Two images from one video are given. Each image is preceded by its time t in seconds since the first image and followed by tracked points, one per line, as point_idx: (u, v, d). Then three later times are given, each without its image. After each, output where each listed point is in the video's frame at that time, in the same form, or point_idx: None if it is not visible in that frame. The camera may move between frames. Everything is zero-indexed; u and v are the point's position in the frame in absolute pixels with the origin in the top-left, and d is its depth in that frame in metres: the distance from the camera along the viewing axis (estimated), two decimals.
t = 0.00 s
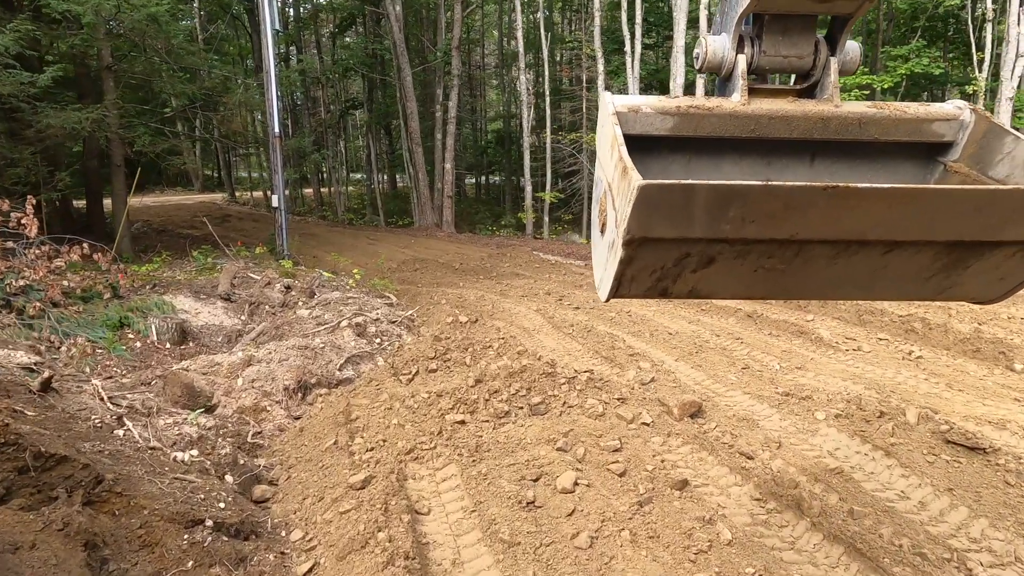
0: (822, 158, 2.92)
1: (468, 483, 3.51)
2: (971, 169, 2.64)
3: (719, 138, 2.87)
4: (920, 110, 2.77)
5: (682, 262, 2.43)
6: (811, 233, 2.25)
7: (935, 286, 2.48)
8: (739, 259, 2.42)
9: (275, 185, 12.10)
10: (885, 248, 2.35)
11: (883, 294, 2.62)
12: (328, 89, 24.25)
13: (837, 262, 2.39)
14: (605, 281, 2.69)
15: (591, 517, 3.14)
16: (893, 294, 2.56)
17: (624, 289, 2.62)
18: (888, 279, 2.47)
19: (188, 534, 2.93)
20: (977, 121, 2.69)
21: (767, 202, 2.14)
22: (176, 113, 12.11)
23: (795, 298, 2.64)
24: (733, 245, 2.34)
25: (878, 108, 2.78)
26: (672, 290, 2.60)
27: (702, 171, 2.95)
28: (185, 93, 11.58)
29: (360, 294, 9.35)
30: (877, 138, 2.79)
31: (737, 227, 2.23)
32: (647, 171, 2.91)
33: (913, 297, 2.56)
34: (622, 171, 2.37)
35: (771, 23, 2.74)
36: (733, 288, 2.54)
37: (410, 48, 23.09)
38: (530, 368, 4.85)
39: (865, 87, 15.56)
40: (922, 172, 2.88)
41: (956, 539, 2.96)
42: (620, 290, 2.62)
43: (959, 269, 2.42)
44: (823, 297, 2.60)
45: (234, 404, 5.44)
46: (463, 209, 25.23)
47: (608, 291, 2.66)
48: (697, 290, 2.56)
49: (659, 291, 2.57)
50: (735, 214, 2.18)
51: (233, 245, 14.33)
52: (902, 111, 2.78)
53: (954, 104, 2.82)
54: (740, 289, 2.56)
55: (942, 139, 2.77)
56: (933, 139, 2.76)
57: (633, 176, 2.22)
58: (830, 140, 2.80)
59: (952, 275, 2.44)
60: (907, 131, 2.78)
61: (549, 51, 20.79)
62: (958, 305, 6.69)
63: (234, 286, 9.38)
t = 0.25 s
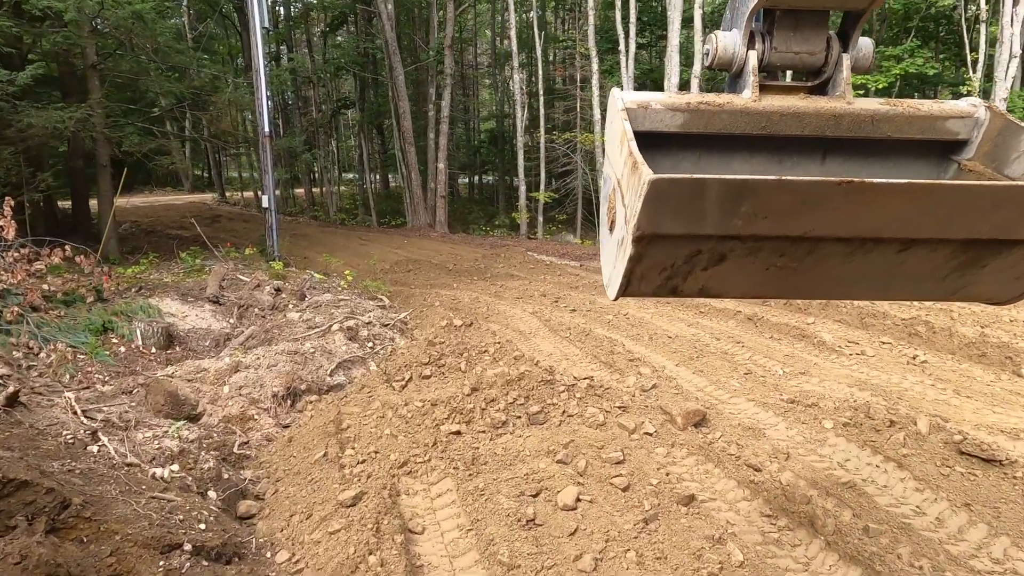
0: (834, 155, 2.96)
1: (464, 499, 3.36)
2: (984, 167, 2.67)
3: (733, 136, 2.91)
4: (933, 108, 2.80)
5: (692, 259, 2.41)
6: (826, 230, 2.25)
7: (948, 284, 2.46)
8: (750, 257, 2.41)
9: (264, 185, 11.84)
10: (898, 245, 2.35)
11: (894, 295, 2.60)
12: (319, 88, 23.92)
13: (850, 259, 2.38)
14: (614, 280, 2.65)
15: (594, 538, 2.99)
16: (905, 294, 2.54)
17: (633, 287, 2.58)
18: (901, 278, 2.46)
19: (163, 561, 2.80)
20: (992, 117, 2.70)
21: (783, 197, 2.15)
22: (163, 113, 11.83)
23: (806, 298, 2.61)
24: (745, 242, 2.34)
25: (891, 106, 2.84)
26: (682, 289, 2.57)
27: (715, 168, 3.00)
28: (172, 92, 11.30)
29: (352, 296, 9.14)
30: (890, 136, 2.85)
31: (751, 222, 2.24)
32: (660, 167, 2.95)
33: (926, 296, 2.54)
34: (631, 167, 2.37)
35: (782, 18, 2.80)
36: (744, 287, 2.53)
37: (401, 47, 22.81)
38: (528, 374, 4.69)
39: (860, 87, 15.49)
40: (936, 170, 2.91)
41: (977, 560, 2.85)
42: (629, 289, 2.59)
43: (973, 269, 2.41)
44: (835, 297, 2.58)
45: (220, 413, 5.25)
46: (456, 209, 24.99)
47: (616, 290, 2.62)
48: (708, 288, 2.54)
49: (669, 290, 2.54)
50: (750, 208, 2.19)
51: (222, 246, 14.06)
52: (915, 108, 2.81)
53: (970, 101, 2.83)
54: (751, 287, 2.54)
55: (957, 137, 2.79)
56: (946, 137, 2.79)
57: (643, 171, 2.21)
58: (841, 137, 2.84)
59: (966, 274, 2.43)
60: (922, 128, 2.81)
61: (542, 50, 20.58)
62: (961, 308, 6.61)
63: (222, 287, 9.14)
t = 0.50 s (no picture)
0: (829, 159, 2.86)
1: (465, 514, 3.19)
2: (979, 168, 2.55)
3: (728, 139, 2.83)
4: (928, 109, 2.70)
5: (689, 262, 2.34)
6: (820, 234, 2.15)
7: (944, 285, 2.37)
8: (747, 260, 2.32)
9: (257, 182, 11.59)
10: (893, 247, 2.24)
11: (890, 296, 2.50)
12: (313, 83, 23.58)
13: (846, 262, 2.28)
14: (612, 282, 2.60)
15: (604, 559, 2.82)
16: (901, 295, 2.45)
17: (632, 290, 2.53)
18: (897, 280, 2.37)
19: None
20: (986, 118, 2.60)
21: (776, 201, 2.05)
22: (153, 108, 11.55)
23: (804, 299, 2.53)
24: (741, 245, 2.25)
25: (886, 108, 2.72)
26: (680, 291, 2.51)
27: (710, 171, 2.90)
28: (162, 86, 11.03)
29: (347, 294, 8.94)
30: (886, 138, 2.74)
31: (745, 228, 2.14)
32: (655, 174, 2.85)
33: (921, 297, 2.45)
34: (628, 172, 2.33)
35: (778, 23, 2.68)
36: (741, 289, 2.45)
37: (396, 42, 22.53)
38: (530, 380, 4.48)
39: (859, 83, 15.39)
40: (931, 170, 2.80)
41: None
42: (627, 291, 2.54)
43: (968, 269, 2.30)
44: (832, 298, 2.49)
45: (208, 419, 5.03)
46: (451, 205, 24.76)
47: (615, 293, 2.58)
48: (705, 291, 2.47)
49: (667, 293, 2.48)
50: (744, 214, 2.09)
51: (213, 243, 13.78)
52: (910, 110, 2.69)
53: (962, 102, 2.72)
54: (748, 290, 2.46)
55: (951, 138, 2.70)
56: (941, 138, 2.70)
57: (641, 177, 2.15)
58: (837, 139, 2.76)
59: (960, 275, 2.33)
60: (917, 130, 2.72)
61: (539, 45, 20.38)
62: (969, 307, 6.49)
63: (213, 286, 8.88)
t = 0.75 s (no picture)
0: (826, 161, 2.76)
1: (470, 532, 3.01)
2: (977, 170, 2.51)
3: (725, 143, 2.73)
4: (924, 112, 2.65)
5: (686, 265, 2.30)
6: (818, 236, 2.12)
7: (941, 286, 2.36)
8: (744, 261, 2.29)
9: (252, 178, 11.35)
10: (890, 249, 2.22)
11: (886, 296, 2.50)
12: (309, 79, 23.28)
13: (843, 264, 2.26)
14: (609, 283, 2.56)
15: None
16: (898, 296, 2.43)
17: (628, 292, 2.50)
18: (894, 281, 2.36)
19: None
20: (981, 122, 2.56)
21: (775, 204, 2.01)
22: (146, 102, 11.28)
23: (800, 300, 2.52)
24: (738, 247, 2.21)
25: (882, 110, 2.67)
26: (677, 293, 2.48)
27: (709, 174, 2.79)
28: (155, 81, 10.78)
29: (344, 293, 8.73)
30: (881, 140, 2.66)
31: (743, 230, 2.11)
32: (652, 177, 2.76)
33: (919, 298, 2.45)
34: (624, 174, 2.26)
35: (774, 26, 2.57)
36: (738, 291, 2.43)
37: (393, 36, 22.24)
38: (535, 385, 4.28)
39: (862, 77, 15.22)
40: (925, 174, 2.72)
41: None
42: (624, 293, 2.50)
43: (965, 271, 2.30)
44: (828, 299, 2.49)
45: (200, 425, 4.82)
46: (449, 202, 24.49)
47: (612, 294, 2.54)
48: (702, 293, 2.44)
49: (664, 294, 2.44)
50: (741, 216, 2.06)
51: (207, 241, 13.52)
52: (905, 114, 2.65)
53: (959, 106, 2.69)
54: (745, 291, 2.44)
55: (947, 140, 2.63)
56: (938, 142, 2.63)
57: (638, 179, 2.08)
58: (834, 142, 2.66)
59: (958, 277, 2.33)
60: (913, 132, 2.65)
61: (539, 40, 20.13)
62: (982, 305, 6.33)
63: (208, 285, 8.65)
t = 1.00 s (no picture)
0: (827, 160, 2.67)
1: (474, 559, 2.82)
2: (977, 168, 2.41)
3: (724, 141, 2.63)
4: (925, 108, 2.51)
5: (686, 263, 2.23)
6: (817, 233, 2.05)
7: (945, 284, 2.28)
8: (745, 259, 2.22)
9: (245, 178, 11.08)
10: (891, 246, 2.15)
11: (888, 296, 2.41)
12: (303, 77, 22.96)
13: (844, 262, 2.19)
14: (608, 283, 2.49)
15: None
16: (901, 295, 2.35)
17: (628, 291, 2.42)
18: (896, 280, 2.28)
19: None
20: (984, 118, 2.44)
21: (775, 199, 1.95)
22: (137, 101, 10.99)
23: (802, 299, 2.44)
24: (738, 245, 2.15)
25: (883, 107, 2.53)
26: (677, 292, 2.41)
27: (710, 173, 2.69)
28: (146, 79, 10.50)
29: (339, 295, 8.51)
30: (881, 138, 2.55)
31: (743, 227, 2.04)
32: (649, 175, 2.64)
33: (920, 297, 2.37)
34: (623, 171, 2.17)
35: (775, 22, 2.50)
36: (739, 290, 2.36)
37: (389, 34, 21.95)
38: (540, 396, 4.08)
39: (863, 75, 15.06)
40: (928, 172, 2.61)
41: None
42: (623, 293, 2.43)
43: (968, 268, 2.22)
44: (830, 298, 2.41)
45: (188, 437, 4.59)
46: (446, 202, 24.22)
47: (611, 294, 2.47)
48: (703, 292, 2.37)
49: (664, 293, 2.37)
50: (741, 213, 1.99)
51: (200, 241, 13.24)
52: (908, 110, 2.51)
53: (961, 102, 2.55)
54: (746, 290, 2.36)
55: (949, 138, 2.52)
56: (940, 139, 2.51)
57: (636, 175, 2.02)
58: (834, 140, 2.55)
59: (961, 274, 2.24)
60: (914, 130, 2.54)
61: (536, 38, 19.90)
62: (995, 309, 6.16)
63: (199, 287, 8.41)
